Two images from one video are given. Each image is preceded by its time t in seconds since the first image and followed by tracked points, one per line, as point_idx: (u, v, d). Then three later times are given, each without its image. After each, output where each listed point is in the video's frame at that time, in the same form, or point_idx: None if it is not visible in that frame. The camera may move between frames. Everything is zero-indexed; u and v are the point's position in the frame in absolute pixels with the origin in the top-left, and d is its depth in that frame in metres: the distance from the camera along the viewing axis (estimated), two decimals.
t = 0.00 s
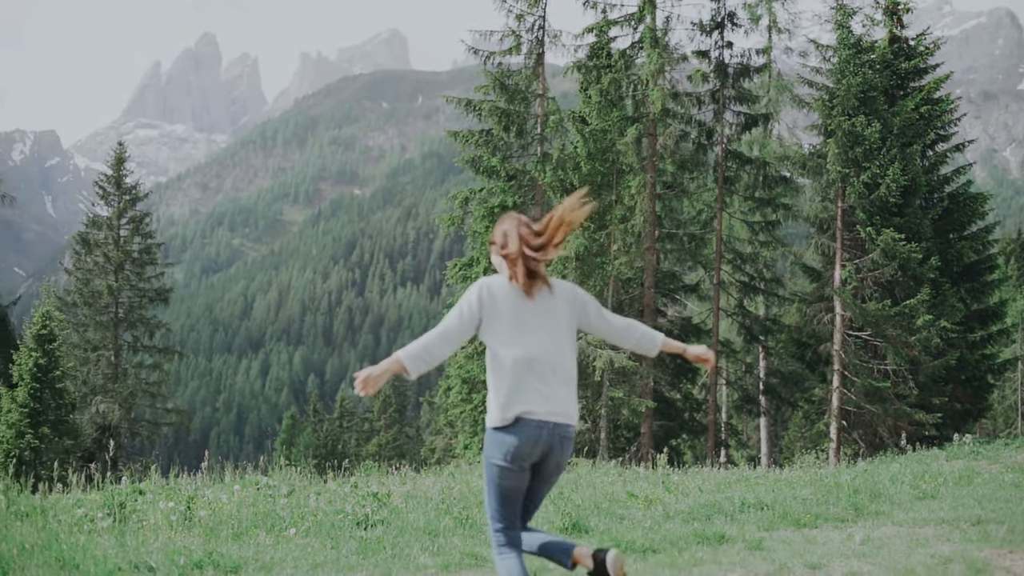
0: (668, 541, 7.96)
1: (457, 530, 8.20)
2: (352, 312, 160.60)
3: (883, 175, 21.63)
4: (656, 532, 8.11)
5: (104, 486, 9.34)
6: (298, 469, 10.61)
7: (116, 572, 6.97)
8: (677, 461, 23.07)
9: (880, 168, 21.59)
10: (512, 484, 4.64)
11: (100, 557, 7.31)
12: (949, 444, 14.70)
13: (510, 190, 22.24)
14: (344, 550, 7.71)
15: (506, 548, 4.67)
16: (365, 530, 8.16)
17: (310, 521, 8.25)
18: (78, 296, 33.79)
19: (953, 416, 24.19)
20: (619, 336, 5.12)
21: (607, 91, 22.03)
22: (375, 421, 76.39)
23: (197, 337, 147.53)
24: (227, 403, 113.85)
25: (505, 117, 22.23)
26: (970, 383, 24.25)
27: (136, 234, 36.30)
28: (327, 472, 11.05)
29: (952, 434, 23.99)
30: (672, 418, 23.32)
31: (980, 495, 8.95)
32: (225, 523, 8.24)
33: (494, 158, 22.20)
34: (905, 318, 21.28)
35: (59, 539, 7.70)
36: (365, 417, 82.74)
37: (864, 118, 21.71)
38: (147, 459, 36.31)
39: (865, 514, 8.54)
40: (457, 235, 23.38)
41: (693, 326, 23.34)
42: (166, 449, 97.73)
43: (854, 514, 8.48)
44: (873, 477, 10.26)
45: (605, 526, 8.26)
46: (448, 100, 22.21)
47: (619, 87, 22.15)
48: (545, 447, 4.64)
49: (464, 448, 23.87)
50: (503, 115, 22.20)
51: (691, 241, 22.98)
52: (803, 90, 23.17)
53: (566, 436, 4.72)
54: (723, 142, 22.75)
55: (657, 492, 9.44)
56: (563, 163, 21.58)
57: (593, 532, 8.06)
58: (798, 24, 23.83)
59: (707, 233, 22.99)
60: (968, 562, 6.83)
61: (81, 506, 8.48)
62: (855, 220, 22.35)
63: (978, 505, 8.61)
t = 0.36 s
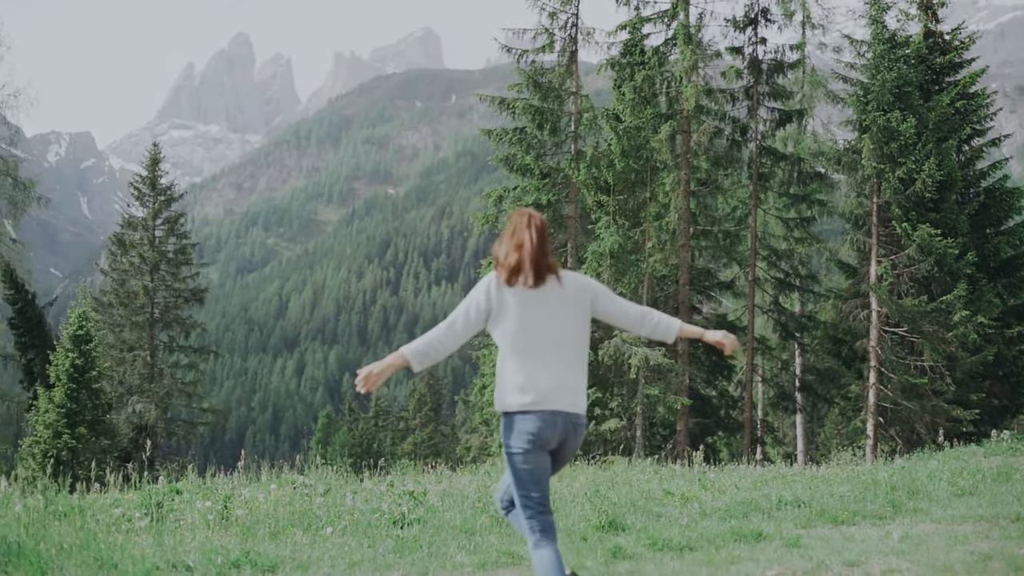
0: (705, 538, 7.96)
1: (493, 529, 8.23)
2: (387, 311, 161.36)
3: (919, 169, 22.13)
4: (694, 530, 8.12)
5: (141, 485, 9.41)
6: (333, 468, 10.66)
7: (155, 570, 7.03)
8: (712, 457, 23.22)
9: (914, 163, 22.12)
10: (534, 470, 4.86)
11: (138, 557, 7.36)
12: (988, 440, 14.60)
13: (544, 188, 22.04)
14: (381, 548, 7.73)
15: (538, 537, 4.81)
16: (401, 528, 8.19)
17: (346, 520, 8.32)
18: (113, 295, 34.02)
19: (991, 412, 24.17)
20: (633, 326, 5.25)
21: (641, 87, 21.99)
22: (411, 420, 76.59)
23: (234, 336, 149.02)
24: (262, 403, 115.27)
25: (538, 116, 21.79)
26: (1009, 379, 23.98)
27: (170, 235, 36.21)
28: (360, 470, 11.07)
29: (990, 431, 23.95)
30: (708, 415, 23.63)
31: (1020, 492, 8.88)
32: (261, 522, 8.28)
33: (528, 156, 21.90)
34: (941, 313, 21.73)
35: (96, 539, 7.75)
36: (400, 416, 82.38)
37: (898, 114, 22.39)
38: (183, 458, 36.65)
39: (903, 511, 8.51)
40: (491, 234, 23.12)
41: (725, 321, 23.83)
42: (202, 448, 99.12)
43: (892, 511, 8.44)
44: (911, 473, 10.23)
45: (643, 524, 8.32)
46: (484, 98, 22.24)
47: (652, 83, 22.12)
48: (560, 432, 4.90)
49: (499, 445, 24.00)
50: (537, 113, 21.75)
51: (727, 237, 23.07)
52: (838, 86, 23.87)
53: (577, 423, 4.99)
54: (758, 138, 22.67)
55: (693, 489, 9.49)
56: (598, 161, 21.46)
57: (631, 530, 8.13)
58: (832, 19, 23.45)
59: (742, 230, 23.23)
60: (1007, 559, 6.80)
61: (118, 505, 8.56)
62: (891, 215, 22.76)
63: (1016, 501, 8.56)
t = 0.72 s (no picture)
0: (741, 536, 7.94)
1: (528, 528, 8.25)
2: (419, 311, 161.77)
3: (953, 165, 22.01)
4: (729, 527, 8.11)
5: (176, 485, 9.48)
6: (365, 468, 10.78)
7: (190, 570, 7.07)
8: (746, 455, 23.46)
9: (948, 159, 21.99)
10: (547, 452, 4.98)
11: (174, 556, 7.39)
12: None
13: (577, 185, 22.78)
14: (416, 547, 7.73)
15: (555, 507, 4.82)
16: (434, 528, 8.21)
17: (381, 520, 8.37)
18: (146, 296, 34.43)
19: None
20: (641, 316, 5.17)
21: (672, 84, 22.04)
22: (444, 418, 76.76)
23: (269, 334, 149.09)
24: (295, 404, 115.06)
25: (570, 113, 22.33)
26: None
27: (203, 235, 36.97)
28: (393, 469, 11.21)
29: None
30: (743, 413, 23.93)
31: None
32: (296, 522, 8.30)
33: (561, 155, 22.56)
34: (977, 309, 21.71)
35: (132, 539, 7.77)
36: (433, 414, 81.86)
37: (932, 109, 22.06)
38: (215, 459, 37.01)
39: (939, 508, 8.47)
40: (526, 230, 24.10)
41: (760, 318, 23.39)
42: (236, 448, 98.71)
43: (928, 508, 8.40)
44: (949, 470, 10.17)
45: (676, 523, 8.33)
46: (516, 98, 22.54)
47: (684, 80, 22.13)
48: (571, 416, 5.04)
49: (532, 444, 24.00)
50: (569, 111, 22.29)
51: (760, 233, 23.19)
52: (871, 81, 23.40)
53: (586, 408, 5.11)
54: (790, 135, 22.61)
55: (728, 487, 9.50)
56: (630, 158, 21.99)
57: (665, 529, 8.12)
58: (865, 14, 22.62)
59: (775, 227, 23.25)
60: None
61: (153, 505, 8.64)
62: (925, 211, 22.61)
63: None
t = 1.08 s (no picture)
0: (773, 534, 7.91)
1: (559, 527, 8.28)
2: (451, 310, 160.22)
3: (984, 160, 21.67)
4: (760, 525, 8.09)
5: (206, 486, 9.50)
6: (396, 468, 10.92)
7: (221, 570, 7.08)
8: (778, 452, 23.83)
9: (978, 154, 21.67)
10: (550, 452, 4.99)
11: (205, 557, 7.38)
12: None
13: (605, 183, 23.43)
14: (445, 546, 7.75)
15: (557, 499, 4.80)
16: (464, 526, 8.22)
17: (411, 519, 8.41)
18: (174, 296, 34.49)
19: None
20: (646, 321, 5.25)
21: (700, 82, 22.12)
22: (474, 416, 76.72)
23: (298, 335, 149.04)
24: (324, 403, 114.59)
25: (598, 111, 23.20)
26: None
27: (232, 236, 36.78)
28: (425, 469, 11.37)
29: None
30: (773, 411, 23.97)
31: None
32: (326, 522, 8.32)
33: (589, 152, 23.25)
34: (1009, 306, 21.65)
35: (163, 539, 7.78)
36: (464, 413, 82.02)
37: (962, 104, 21.86)
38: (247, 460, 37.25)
39: (971, 505, 8.42)
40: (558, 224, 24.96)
41: (790, 317, 23.62)
42: (267, 449, 99.02)
43: (961, 506, 8.35)
44: (980, 467, 10.06)
45: (707, 521, 8.33)
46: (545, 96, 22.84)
47: (712, 78, 22.14)
48: (574, 417, 5.06)
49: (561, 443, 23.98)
50: (596, 109, 23.16)
51: (789, 232, 23.70)
52: (900, 78, 23.53)
53: (591, 408, 5.12)
54: (819, 131, 23.20)
55: (759, 485, 9.50)
56: (658, 156, 22.64)
57: (696, 527, 8.11)
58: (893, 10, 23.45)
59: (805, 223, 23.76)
60: None
61: (184, 506, 8.66)
62: (956, 207, 22.46)
63: None
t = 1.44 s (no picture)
0: (800, 533, 7.90)
1: (587, 525, 8.34)
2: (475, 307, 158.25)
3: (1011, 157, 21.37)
4: (787, 524, 8.07)
5: (235, 484, 9.58)
6: (423, 468, 11.10)
7: (248, 569, 7.06)
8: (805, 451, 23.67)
9: (1006, 150, 21.37)
10: (547, 470, 5.07)
11: (232, 556, 7.37)
12: None
13: (631, 181, 23.84)
14: (473, 545, 7.75)
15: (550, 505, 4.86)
16: (492, 525, 8.25)
17: (438, 518, 8.45)
18: (201, 296, 35.06)
19: None
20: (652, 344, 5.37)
21: (726, 79, 22.60)
22: (500, 415, 76.46)
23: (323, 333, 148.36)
24: (351, 402, 113.27)
25: (623, 109, 23.35)
26: None
27: (258, 236, 37.16)
28: (451, 469, 11.62)
29: None
30: (800, 408, 24.10)
31: None
32: (353, 521, 8.36)
33: (614, 150, 23.59)
34: None
35: (191, 538, 7.78)
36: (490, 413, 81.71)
37: (989, 100, 21.71)
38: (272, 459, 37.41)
39: (1001, 503, 8.39)
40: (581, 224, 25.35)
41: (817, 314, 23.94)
42: (293, 448, 99.12)
43: (991, 504, 8.32)
44: (1011, 465, 10.04)
45: (735, 520, 8.34)
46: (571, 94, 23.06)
47: (737, 75, 22.75)
48: (572, 435, 5.13)
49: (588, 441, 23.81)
50: (622, 107, 23.32)
51: (815, 229, 23.51)
52: (928, 74, 23.88)
53: (591, 427, 5.18)
54: (845, 128, 23.41)
55: (787, 483, 9.52)
56: (684, 154, 22.87)
57: (723, 526, 8.12)
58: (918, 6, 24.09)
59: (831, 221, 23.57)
60: None
61: (211, 506, 8.70)
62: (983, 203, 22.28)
63: None
